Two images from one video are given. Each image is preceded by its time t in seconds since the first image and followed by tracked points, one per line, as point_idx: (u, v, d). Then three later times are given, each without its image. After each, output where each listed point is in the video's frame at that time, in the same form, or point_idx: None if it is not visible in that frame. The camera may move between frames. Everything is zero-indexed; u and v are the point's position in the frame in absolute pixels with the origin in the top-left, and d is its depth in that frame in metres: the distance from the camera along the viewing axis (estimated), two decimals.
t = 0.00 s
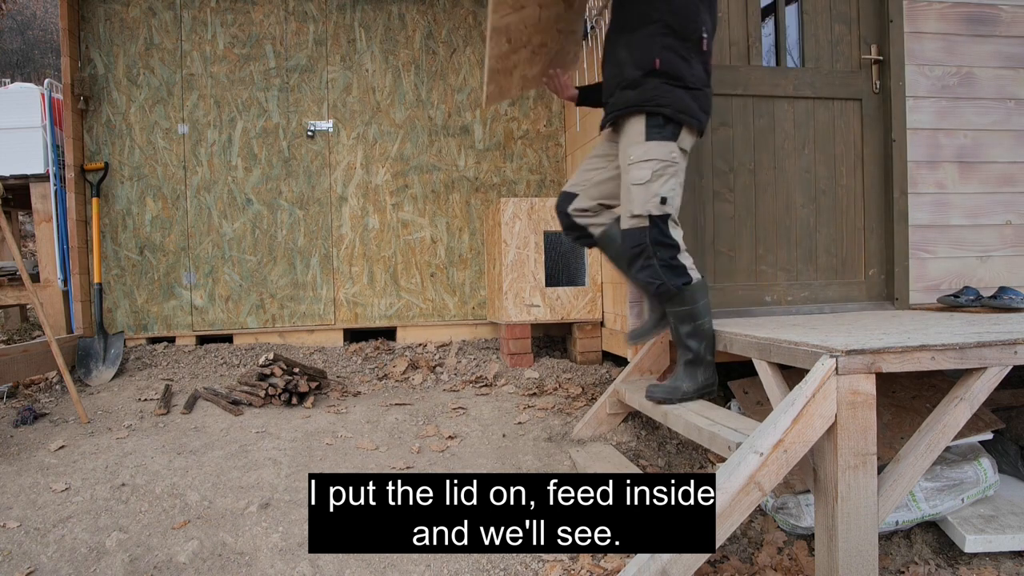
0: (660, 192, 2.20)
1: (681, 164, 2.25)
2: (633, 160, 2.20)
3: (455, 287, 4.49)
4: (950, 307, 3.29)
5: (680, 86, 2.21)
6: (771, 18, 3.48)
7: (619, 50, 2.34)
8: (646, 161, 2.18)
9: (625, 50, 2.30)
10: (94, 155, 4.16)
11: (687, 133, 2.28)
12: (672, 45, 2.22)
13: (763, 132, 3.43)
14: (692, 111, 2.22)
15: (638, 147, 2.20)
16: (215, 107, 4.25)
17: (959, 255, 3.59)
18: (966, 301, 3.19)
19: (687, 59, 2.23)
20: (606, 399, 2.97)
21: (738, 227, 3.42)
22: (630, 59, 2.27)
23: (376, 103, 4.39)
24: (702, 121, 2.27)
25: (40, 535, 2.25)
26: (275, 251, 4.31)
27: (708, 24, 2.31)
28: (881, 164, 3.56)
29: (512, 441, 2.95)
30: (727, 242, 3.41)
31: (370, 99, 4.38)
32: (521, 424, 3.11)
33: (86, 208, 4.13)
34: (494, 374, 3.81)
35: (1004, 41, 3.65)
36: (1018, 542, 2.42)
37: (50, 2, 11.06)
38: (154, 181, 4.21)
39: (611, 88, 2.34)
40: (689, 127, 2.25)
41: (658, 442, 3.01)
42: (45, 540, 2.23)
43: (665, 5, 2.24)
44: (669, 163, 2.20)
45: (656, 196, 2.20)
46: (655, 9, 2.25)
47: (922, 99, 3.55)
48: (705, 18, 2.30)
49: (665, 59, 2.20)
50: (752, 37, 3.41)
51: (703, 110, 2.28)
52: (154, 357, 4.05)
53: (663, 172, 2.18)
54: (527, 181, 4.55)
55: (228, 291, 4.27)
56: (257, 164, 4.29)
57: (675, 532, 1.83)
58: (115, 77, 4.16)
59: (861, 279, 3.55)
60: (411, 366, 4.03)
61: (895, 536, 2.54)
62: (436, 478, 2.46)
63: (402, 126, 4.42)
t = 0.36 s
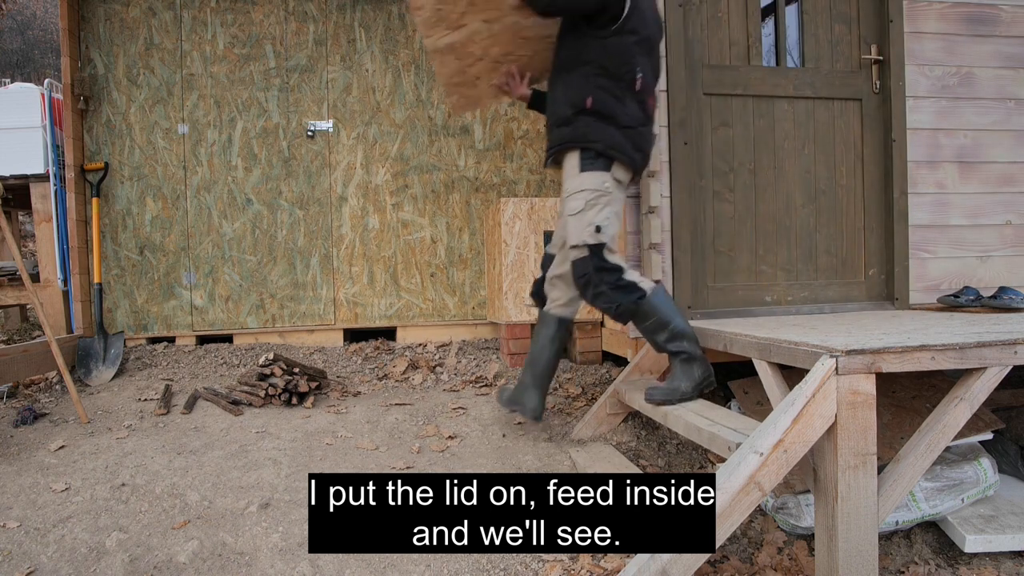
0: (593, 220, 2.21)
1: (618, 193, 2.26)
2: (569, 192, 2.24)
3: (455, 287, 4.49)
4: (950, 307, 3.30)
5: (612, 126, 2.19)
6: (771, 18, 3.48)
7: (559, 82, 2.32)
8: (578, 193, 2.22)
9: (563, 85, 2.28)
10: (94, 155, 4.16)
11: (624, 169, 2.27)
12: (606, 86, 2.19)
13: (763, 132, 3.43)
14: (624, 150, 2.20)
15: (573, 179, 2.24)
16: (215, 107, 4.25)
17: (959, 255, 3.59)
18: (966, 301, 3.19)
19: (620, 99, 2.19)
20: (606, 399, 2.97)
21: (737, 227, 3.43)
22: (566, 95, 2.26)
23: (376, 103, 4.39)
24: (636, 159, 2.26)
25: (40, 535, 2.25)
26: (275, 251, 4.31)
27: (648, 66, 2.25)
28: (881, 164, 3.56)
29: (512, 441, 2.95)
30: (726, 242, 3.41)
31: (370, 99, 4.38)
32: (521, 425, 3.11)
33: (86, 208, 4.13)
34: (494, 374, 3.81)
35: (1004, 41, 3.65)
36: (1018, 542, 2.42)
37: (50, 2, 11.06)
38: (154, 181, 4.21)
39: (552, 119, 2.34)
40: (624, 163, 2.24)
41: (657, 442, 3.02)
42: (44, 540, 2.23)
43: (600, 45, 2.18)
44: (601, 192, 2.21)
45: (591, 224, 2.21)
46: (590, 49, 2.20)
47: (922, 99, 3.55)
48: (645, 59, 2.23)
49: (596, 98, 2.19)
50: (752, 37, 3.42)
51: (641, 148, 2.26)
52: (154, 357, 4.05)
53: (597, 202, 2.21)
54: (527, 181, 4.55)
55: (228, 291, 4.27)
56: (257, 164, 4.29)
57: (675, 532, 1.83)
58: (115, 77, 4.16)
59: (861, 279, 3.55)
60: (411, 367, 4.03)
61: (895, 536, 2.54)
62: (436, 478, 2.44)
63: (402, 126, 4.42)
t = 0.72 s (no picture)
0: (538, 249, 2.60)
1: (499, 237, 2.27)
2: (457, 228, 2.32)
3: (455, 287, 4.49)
4: (950, 307, 3.30)
5: (507, 170, 2.20)
6: (771, 17, 3.48)
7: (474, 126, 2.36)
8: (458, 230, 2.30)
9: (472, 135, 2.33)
10: (94, 155, 4.16)
11: (526, 214, 2.28)
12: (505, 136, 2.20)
13: (763, 132, 3.43)
14: (518, 195, 2.19)
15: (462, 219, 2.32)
16: (215, 107, 4.25)
17: (960, 255, 3.59)
18: (966, 301, 3.19)
19: (516, 146, 2.20)
20: (606, 399, 2.97)
21: (737, 227, 3.43)
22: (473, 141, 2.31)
23: (376, 103, 4.39)
24: (537, 205, 2.25)
25: (40, 535, 2.25)
26: (275, 251, 4.31)
27: (550, 114, 2.24)
28: (881, 164, 3.56)
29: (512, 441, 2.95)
30: (726, 242, 3.42)
31: (370, 99, 4.38)
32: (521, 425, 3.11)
33: (87, 208, 4.13)
34: (494, 374, 3.82)
35: (1004, 41, 3.65)
36: (1018, 542, 2.42)
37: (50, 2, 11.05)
38: (154, 181, 4.21)
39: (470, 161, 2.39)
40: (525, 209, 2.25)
41: (657, 442, 3.03)
42: (44, 540, 2.22)
43: (499, 95, 2.21)
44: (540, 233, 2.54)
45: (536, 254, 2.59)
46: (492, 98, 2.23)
47: (922, 99, 3.55)
48: (547, 107, 2.23)
49: (493, 145, 2.22)
50: (751, 37, 3.42)
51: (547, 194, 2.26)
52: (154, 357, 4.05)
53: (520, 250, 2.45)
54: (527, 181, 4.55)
55: (228, 291, 4.27)
56: (257, 164, 4.29)
57: (675, 533, 1.83)
58: (115, 77, 4.16)
59: (861, 279, 3.55)
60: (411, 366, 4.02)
61: (895, 536, 2.54)
62: (436, 478, 2.46)
63: (402, 126, 4.42)
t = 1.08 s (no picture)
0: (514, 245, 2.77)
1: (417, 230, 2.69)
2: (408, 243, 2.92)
3: (455, 286, 4.49)
4: (950, 307, 3.30)
5: (411, 173, 2.60)
6: (771, 17, 3.48)
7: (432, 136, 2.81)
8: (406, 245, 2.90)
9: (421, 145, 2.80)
10: (94, 155, 4.16)
11: (442, 210, 2.57)
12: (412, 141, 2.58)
13: (763, 132, 3.43)
14: (422, 194, 2.56)
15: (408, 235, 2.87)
16: (215, 107, 4.25)
17: (960, 255, 3.59)
18: (966, 301, 3.19)
19: (416, 150, 2.56)
20: (606, 399, 2.97)
21: (737, 227, 3.43)
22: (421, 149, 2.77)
23: (376, 103, 4.39)
24: (443, 200, 2.53)
25: (40, 535, 2.25)
26: (275, 251, 4.31)
27: (443, 114, 2.48)
28: (881, 164, 3.56)
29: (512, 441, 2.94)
30: (726, 242, 3.42)
31: (370, 99, 4.38)
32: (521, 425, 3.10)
33: (87, 208, 4.13)
34: (494, 374, 3.82)
35: (1004, 41, 3.65)
36: (1018, 542, 2.42)
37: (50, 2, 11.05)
38: (154, 181, 4.21)
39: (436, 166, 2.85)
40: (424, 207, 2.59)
41: (657, 442, 3.03)
42: (44, 540, 2.22)
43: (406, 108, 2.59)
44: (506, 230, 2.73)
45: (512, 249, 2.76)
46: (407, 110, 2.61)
47: (922, 99, 3.55)
48: (441, 108, 2.47)
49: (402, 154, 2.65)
50: (751, 37, 3.42)
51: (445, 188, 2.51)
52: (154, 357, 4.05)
53: (473, 252, 2.73)
54: (527, 181, 4.55)
55: (228, 290, 4.27)
56: (257, 164, 4.29)
57: (674, 532, 1.83)
58: (115, 77, 4.16)
59: (861, 279, 3.55)
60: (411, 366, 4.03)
61: (895, 536, 2.54)
62: (436, 477, 2.45)
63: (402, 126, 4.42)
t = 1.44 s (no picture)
0: (471, 225, 3.13)
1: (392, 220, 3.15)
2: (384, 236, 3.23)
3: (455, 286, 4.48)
4: (950, 307, 3.30)
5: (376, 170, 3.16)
6: (771, 17, 3.48)
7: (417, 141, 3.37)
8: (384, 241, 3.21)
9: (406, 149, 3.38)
10: (94, 155, 4.16)
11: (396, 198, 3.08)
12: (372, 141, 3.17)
13: (763, 132, 3.43)
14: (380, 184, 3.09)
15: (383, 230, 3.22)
16: (215, 107, 4.25)
17: (960, 255, 3.59)
18: (966, 301, 3.19)
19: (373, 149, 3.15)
20: (606, 399, 2.97)
21: (737, 226, 3.43)
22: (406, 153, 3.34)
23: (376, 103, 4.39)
24: (391, 190, 3.04)
25: (40, 535, 2.25)
26: (275, 251, 4.31)
27: (379, 114, 3.05)
28: (881, 164, 3.56)
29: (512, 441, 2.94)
30: (726, 242, 3.42)
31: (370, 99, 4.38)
32: (520, 424, 3.10)
33: (87, 208, 4.12)
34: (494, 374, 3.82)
35: (1004, 42, 3.65)
36: (1018, 542, 2.42)
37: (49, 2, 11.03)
38: (154, 181, 4.21)
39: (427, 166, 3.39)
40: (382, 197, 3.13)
41: (657, 442, 3.03)
42: (44, 540, 2.22)
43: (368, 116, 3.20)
44: (459, 212, 3.08)
45: (469, 230, 3.13)
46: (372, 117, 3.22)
47: (922, 99, 3.55)
48: (379, 109, 3.07)
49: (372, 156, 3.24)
50: (751, 38, 3.42)
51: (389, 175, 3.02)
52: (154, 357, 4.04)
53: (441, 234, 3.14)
54: (527, 181, 4.56)
55: (228, 290, 4.27)
56: (257, 164, 4.29)
57: (675, 532, 1.83)
58: (115, 77, 4.16)
59: (861, 279, 3.55)
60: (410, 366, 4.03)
61: (895, 536, 2.54)
62: (436, 478, 2.47)
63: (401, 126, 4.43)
